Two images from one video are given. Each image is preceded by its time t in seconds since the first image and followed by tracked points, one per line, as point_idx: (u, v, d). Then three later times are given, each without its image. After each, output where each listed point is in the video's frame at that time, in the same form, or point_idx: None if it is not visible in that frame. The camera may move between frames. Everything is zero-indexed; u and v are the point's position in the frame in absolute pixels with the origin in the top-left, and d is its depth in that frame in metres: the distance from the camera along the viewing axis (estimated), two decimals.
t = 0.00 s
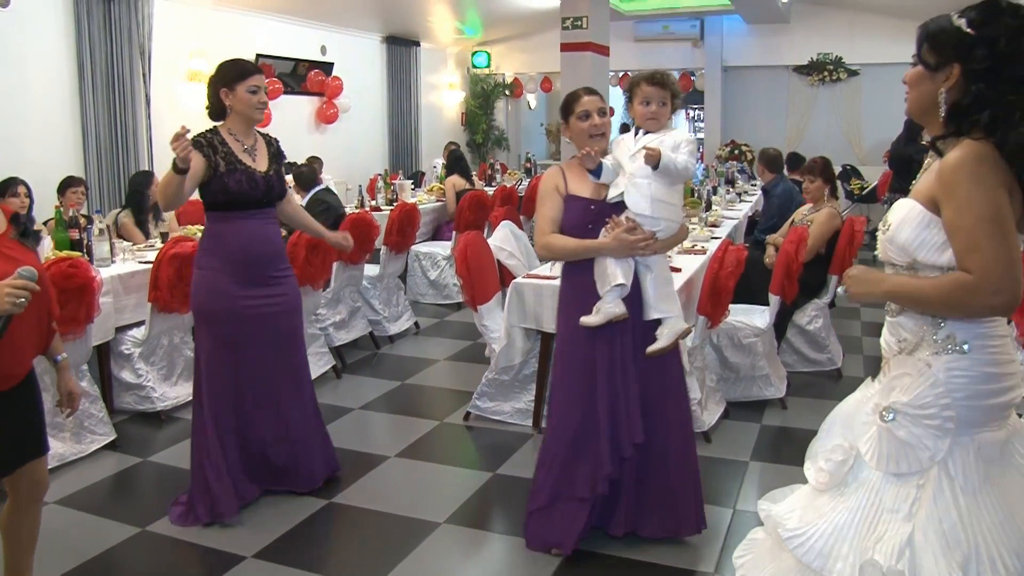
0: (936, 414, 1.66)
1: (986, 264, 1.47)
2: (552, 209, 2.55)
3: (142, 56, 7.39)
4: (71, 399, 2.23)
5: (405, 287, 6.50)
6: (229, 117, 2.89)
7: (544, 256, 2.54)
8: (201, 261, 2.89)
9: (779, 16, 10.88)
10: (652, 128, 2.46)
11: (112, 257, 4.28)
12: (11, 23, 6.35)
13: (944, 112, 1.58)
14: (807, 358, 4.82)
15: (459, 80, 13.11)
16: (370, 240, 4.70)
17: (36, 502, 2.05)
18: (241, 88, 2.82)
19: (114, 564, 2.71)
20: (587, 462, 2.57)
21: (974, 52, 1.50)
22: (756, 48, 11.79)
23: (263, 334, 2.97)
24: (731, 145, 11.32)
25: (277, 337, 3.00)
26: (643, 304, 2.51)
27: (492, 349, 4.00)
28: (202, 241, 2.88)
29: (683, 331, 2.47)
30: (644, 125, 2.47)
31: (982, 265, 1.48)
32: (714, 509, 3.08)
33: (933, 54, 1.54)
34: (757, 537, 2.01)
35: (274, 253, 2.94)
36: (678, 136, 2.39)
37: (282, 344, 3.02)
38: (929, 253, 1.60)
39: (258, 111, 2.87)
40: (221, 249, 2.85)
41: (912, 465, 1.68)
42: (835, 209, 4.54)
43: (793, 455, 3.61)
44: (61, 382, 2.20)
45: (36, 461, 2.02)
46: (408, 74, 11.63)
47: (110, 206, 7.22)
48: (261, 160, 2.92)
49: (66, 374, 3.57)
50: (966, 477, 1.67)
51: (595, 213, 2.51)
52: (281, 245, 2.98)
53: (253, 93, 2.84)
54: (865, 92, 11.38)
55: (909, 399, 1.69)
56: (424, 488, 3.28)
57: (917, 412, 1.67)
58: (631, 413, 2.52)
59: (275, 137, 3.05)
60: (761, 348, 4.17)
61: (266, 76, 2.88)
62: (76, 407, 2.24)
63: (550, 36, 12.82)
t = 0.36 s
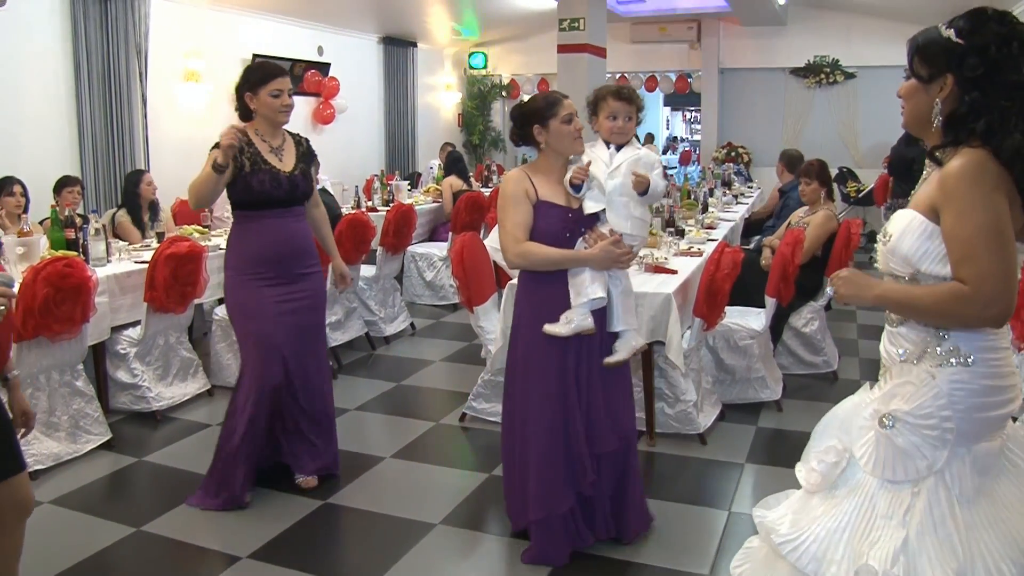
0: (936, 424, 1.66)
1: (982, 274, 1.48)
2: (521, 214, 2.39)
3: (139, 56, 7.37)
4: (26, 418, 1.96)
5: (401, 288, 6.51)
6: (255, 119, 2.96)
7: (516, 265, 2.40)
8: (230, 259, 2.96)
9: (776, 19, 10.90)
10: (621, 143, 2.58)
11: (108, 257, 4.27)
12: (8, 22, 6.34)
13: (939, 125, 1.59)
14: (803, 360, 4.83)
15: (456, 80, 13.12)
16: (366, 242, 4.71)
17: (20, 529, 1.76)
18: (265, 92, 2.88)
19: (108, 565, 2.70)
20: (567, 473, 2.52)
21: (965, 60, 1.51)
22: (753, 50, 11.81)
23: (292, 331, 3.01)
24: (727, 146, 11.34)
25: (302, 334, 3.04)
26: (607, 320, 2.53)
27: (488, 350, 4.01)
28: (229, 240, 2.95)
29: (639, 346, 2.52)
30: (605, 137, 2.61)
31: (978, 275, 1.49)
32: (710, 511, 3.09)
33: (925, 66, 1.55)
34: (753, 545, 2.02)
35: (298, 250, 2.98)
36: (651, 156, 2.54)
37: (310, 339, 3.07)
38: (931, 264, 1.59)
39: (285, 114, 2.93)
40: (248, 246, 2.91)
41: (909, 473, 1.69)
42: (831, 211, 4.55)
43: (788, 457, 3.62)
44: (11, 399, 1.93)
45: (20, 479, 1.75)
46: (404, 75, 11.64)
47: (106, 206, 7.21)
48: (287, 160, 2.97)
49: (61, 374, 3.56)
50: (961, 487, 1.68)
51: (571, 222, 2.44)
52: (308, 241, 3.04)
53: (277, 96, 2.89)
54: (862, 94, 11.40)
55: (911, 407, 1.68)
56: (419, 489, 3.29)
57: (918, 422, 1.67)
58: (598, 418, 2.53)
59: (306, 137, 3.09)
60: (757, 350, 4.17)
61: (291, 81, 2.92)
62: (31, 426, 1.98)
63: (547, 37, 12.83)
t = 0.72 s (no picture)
0: (933, 431, 1.67)
1: (983, 275, 1.47)
2: (529, 211, 2.36)
3: (140, 56, 7.38)
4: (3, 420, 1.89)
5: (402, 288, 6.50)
6: (266, 119, 2.95)
7: (531, 264, 2.35)
8: (237, 255, 2.96)
9: (778, 19, 10.88)
10: (614, 133, 2.59)
11: (109, 257, 4.27)
12: (9, 21, 6.34)
13: (970, 116, 1.56)
14: (804, 360, 4.82)
15: (457, 80, 13.11)
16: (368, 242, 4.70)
17: None
18: (274, 94, 2.86)
19: (109, 564, 2.70)
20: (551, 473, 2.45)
21: (998, 52, 1.47)
22: (755, 50, 11.79)
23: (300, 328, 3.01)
24: (730, 147, 11.34)
25: (310, 332, 3.04)
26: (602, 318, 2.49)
27: (489, 350, 4.00)
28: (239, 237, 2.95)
29: (644, 335, 2.45)
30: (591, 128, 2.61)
31: (980, 276, 1.47)
32: (710, 511, 3.09)
33: (956, 58, 1.52)
34: (760, 537, 2.17)
35: (308, 248, 2.98)
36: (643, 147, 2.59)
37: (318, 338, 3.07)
38: (937, 264, 1.59)
39: (294, 112, 2.91)
40: (257, 243, 2.91)
41: (906, 481, 1.71)
42: (834, 212, 4.54)
43: (789, 458, 3.61)
44: None
45: None
46: (406, 74, 11.63)
47: (107, 205, 7.21)
48: (299, 158, 2.96)
49: (63, 373, 3.56)
50: (960, 495, 1.68)
51: (579, 217, 2.43)
52: (319, 241, 3.04)
53: (285, 99, 2.87)
54: (864, 94, 11.38)
55: (907, 414, 1.69)
56: (421, 489, 3.29)
57: (914, 428, 1.68)
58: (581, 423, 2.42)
59: (318, 134, 3.07)
60: (758, 351, 4.17)
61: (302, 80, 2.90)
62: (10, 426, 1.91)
63: (549, 37, 12.82)
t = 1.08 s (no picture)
0: (951, 449, 1.60)
1: (1003, 294, 1.39)
2: (536, 217, 2.35)
3: (145, 54, 7.39)
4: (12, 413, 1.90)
5: (406, 286, 6.50)
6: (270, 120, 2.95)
7: (535, 269, 2.35)
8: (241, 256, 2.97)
9: (783, 16, 10.85)
10: (625, 137, 2.54)
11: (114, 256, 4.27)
12: (14, 20, 6.35)
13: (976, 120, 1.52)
14: (809, 358, 4.81)
15: (462, 78, 13.11)
16: (372, 240, 4.70)
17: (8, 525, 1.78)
18: (274, 103, 2.85)
19: (115, 563, 2.70)
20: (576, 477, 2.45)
21: (1006, 51, 1.43)
22: (759, 48, 11.76)
23: (302, 327, 2.99)
24: (734, 144, 11.32)
25: (313, 331, 3.01)
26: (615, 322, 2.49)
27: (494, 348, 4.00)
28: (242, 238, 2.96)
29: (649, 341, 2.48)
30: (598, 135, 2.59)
31: (999, 294, 1.39)
32: (715, 510, 3.08)
33: (962, 57, 1.48)
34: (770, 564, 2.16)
35: (310, 248, 2.96)
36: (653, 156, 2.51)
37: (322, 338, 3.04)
38: (948, 276, 1.56)
39: (296, 121, 2.91)
40: (257, 242, 2.91)
41: (924, 502, 1.67)
42: (839, 209, 4.53)
43: (796, 456, 3.60)
44: None
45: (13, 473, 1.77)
46: (410, 72, 11.63)
47: (112, 203, 7.22)
48: (299, 160, 2.93)
49: (68, 371, 3.57)
50: (983, 518, 1.61)
51: (585, 223, 2.41)
52: (324, 241, 3.02)
53: (286, 109, 2.86)
54: (869, 92, 11.35)
55: (924, 432, 1.64)
56: (426, 487, 3.29)
57: (930, 446, 1.63)
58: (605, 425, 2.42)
59: (325, 135, 3.03)
60: (764, 349, 4.16)
61: (305, 90, 2.87)
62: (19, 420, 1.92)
63: (553, 35, 12.80)
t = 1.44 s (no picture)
0: (945, 448, 1.48)
1: (989, 288, 1.32)
2: (547, 210, 2.41)
3: (146, 53, 7.39)
4: (28, 407, 1.99)
5: (407, 284, 6.50)
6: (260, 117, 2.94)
7: (543, 259, 2.41)
8: (227, 254, 2.95)
9: (783, 13, 10.84)
10: (646, 124, 2.42)
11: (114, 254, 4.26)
12: (14, 18, 6.35)
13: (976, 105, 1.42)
14: (810, 355, 4.80)
15: (463, 76, 13.12)
16: (373, 238, 4.70)
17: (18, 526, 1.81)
18: (259, 104, 2.82)
19: (115, 561, 2.70)
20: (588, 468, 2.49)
21: (1008, 33, 1.33)
22: (760, 45, 11.75)
23: (292, 327, 3.00)
24: (735, 142, 11.33)
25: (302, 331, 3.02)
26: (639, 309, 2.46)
27: (494, 346, 4.00)
28: (230, 235, 2.94)
29: (666, 336, 2.42)
30: (625, 124, 2.47)
31: (984, 289, 1.32)
32: (716, 507, 3.07)
33: (964, 40, 1.39)
34: (759, 551, 1.84)
35: (301, 248, 2.97)
36: (678, 137, 2.38)
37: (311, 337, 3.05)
38: (944, 271, 1.43)
39: (284, 120, 2.88)
40: (247, 241, 2.89)
41: (916, 500, 1.52)
42: (840, 207, 4.52)
43: (798, 453, 3.59)
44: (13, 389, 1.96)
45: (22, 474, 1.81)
46: (411, 70, 11.64)
47: (113, 202, 7.22)
48: (288, 156, 2.92)
49: (69, 370, 3.56)
50: (974, 520, 1.49)
51: (597, 213, 2.42)
52: (314, 241, 3.02)
53: (273, 108, 2.83)
54: (870, 88, 11.34)
55: (918, 428, 1.51)
56: (426, 485, 3.28)
57: (925, 445, 1.50)
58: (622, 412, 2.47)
59: (316, 129, 3.04)
60: (765, 346, 4.16)
61: (292, 88, 2.84)
62: (35, 413, 2.01)
63: (554, 33, 12.81)
